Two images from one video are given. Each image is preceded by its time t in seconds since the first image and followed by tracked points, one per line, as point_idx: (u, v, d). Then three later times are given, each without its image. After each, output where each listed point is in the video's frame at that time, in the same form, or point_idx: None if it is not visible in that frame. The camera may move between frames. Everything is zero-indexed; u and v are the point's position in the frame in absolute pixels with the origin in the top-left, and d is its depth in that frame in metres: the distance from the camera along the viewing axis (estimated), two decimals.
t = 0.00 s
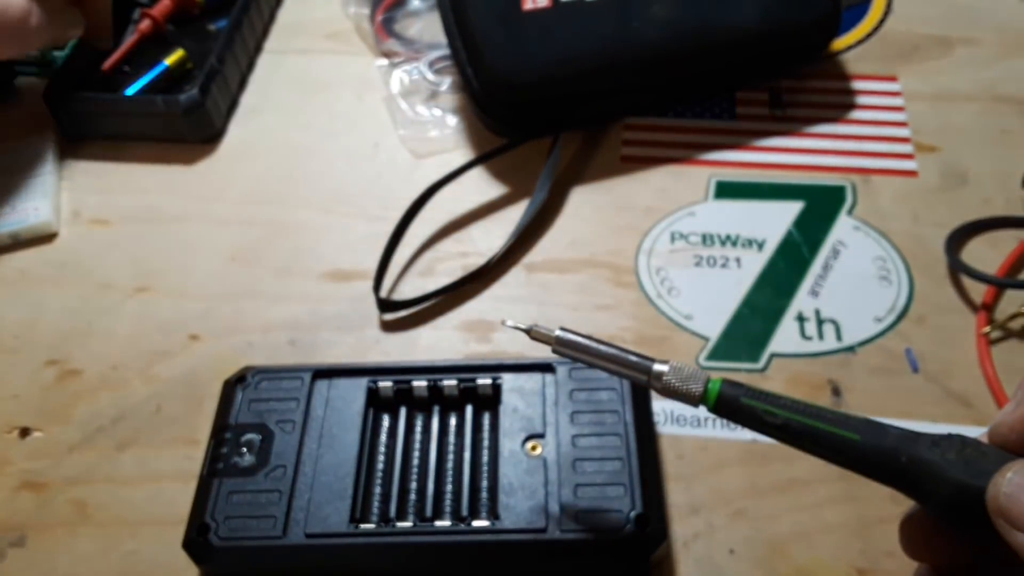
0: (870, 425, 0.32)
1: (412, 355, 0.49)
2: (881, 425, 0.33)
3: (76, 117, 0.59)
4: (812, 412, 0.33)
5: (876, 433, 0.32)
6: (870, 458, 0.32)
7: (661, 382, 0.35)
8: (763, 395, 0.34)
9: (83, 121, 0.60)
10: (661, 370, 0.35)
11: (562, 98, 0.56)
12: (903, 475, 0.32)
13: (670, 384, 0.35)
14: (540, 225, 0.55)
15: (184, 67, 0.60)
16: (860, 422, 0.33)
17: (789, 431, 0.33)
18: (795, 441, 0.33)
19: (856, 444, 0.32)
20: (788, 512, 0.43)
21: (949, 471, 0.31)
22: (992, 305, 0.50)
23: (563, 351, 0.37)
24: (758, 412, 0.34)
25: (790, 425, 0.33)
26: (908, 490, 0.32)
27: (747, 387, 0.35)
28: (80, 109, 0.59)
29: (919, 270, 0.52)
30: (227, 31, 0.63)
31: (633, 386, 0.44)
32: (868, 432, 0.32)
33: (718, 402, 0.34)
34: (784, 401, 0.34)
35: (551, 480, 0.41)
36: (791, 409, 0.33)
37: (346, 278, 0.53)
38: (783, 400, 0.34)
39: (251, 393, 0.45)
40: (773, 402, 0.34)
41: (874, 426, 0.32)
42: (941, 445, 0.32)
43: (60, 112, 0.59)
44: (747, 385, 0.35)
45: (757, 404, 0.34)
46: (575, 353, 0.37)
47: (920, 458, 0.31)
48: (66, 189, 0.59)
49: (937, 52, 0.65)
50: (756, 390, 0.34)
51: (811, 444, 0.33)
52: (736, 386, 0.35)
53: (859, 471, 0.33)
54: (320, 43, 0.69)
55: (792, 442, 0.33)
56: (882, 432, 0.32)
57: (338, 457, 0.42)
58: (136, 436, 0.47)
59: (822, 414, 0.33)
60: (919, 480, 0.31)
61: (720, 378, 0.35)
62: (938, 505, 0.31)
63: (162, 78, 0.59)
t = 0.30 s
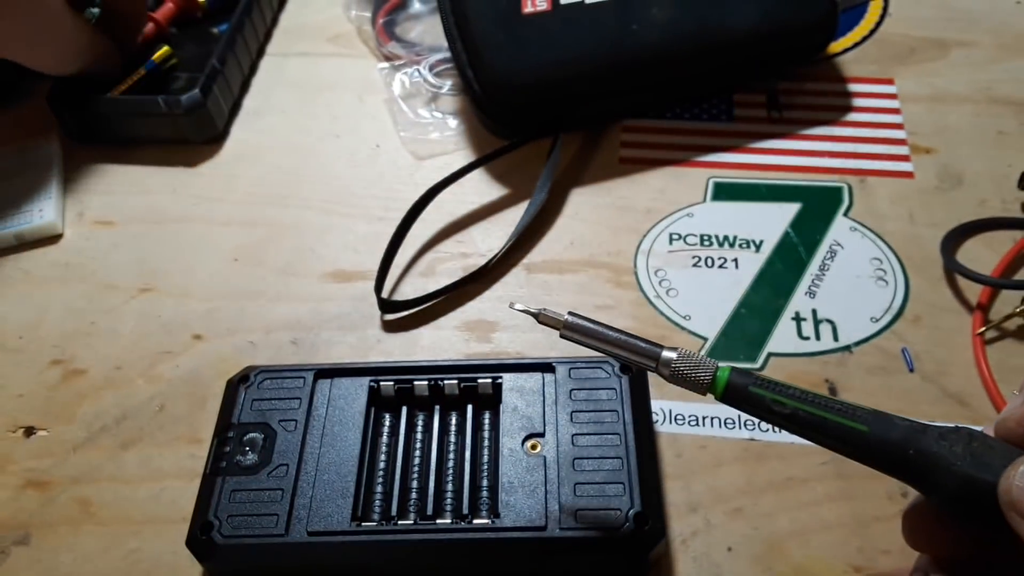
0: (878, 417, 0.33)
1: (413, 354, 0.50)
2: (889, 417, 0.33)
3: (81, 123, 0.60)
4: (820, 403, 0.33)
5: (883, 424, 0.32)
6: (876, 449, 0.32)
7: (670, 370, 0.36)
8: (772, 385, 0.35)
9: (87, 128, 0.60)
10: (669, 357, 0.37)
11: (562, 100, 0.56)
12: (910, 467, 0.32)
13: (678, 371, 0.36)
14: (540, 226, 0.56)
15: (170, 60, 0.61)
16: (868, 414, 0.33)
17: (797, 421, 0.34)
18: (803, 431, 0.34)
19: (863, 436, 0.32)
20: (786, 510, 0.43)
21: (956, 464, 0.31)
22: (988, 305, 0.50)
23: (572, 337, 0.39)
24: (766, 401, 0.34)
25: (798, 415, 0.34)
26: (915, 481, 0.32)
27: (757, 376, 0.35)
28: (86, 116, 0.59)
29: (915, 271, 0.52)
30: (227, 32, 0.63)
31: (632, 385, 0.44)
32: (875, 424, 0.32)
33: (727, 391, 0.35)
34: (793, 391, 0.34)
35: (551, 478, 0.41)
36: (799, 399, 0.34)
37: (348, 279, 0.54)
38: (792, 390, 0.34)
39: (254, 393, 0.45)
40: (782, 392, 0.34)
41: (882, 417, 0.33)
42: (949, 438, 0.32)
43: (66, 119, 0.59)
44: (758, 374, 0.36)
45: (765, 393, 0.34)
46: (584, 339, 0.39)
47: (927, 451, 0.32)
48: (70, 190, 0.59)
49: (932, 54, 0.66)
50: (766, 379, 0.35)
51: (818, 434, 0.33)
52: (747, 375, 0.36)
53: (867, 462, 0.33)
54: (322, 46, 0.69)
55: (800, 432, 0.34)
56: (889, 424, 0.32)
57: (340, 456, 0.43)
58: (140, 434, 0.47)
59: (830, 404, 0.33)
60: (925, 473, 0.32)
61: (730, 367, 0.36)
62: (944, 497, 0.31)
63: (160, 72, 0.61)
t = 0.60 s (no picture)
0: (895, 417, 0.33)
1: (413, 354, 0.50)
2: (906, 417, 0.33)
3: (80, 125, 0.60)
4: (836, 401, 0.34)
5: (900, 424, 0.33)
6: (892, 449, 0.33)
7: (684, 362, 0.40)
8: (787, 381, 0.36)
9: (86, 130, 0.60)
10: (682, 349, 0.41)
11: (561, 102, 0.57)
12: (926, 468, 0.32)
13: (691, 364, 0.40)
14: (540, 226, 0.56)
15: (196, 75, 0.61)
16: (884, 413, 0.33)
17: (813, 418, 0.34)
18: (819, 429, 0.34)
19: (879, 435, 0.33)
20: (783, 508, 0.44)
21: (974, 465, 0.31)
22: (984, 305, 0.51)
23: (583, 325, 0.47)
24: (782, 397, 0.35)
25: (814, 412, 0.34)
26: (931, 482, 0.32)
27: (773, 372, 0.36)
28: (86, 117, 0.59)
29: (912, 271, 0.53)
30: (227, 37, 0.63)
31: (631, 384, 0.45)
32: (892, 423, 0.33)
33: (742, 386, 0.37)
34: (809, 388, 0.35)
35: (551, 476, 0.42)
36: (816, 396, 0.35)
37: (349, 279, 0.54)
38: (808, 387, 0.35)
39: (256, 391, 0.46)
40: (798, 389, 0.35)
41: (899, 417, 0.33)
42: (967, 440, 0.32)
43: (66, 117, 0.60)
44: (774, 371, 0.37)
45: (782, 390, 0.35)
46: (593, 328, 0.47)
47: (944, 451, 0.32)
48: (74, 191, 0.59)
49: (929, 56, 0.66)
50: (782, 376, 0.36)
51: (834, 432, 0.34)
52: (762, 371, 0.37)
53: (882, 461, 0.33)
54: (324, 48, 0.70)
55: (815, 429, 0.35)
56: (906, 424, 0.33)
57: (342, 454, 0.43)
58: (143, 433, 0.47)
59: (846, 403, 0.34)
60: (942, 473, 0.32)
61: (745, 363, 0.37)
62: (961, 498, 0.31)
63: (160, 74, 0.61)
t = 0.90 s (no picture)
0: (914, 419, 0.33)
1: (413, 354, 0.50)
2: (925, 420, 0.32)
3: (80, 124, 0.60)
4: (852, 402, 0.34)
5: (919, 426, 0.32)
6: (909, 451, 0.32)
7: (698, 358, 0.44)
8: (804, 383, 0.36)
9: (86, 129, 0.60)
10: (695, 346, 0.46)
11: (563, 100, 0.57)
12: (943, 471, 0.31)
13: (704, 360, 0.44)
14: (540, 225, 0.56)
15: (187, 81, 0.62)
16: (903, 415, 0.33)
17: (827, 418, 0.35)
18: (836, 431, 0.35)
19: (896, 437, 0.32)
20: (784, 509, 0.43)
21: (991, 470, 0.29)
22: (985, 305, 0.51)
23: (590, 322, 0.50)
24: (797, 398, 0.36)
25: (830, 413, 0.35)
26: (948, 488, 0.31)
27: (791, 374, 0.37)
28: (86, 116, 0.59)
29: (912, 271, 0.53)
30: (227, 36, 0.63)
31: (631, 384, 0.45)
32: (910, 425, 0.32)
33: (756, 384, 0.38)
34: (825, 389, 0.35)
35: (551, 476, 0.42)
36: (831, 397, 0.35)
37: (348, 279, 0.54)
38: (825, 388, 0.36)
39: (256, 391, 0.46)
40: (813, 389, 0.36)
41: (918, 419, 0.33)
42: (987, 443, 0.30)
43: (64, 118, 0.59)
44: (793, 372, 0.38)
45: (796, 390, 0.36)
46: (604, 323, 0.50)
47: (961, 455, 0.30)
48: (73, 191, 0.59)
49: (930, 55, 0.66)
50: (800, 377, 0.37)
51: (851, 434, 0.34)
52: (779, 371, 0.38)
53: (901, 465, 0.33)
54: (324, 48, 0.70)
55: (833, 431, 0.35)
56: (925, 426, 0.32)
57: (342, 454, 0.43)
58: (142, 433, 0.47)
59: (863, 404, 0.34)
60: (959, 478, 0.30)
61: (762, 363, 0.38)
62: (978, 504, 0.30)
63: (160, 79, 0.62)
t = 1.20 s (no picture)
0: (919, 424, 0.32)
1: (413, 354, 0.50)
2: (930, 425, 0.32)
3: (80, 124, 0.60)
4: (857, 407, 0.33)
5: (927, 433, 0.31)
6: (914, 457, 0.31)
7: (700, 363, 0.41)
8: (807, 387, 0.34)
9: (86, 129, 0.60)
10: (699, 350, 0.42)
11: (563, 101, 0.57)
12: (948, 477, 0.31)
13: (706, 364, 0.41)
14: (540, 225, 0.56)
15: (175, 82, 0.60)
16: (908, 420, 0.32)
17: (831, 425, 0.33)
18: (839, 437, 0.33)
19: (903, 444, 0.32)
20: (784, 509, 0.43)
21: (997, 477, 0.30)
22: (985, 305, 0.51)
23: (590, 324, 0.50)
24: (801, 403, 0.34)
25: (834, 420, 0.33)
26: (953, 493, 0.31)
27: (790, 377, 0.35)
28: (87, 116, 0.59)
29: (912, 271, 0.53)
30: (226, 35, 0.63)
31: (631, 384, 0.45)
32: (916, 431, 0.32)
33: (758, 390, 0.35)
34: (829, 393, 0.34)
35: (551, 476, 0.42)
36: (835, 402, 0.33)
37: (348, 279, 0.54)
38: (828, 392, 0.34)
39: (256, 391, 0.46)
40: (816, 394, 0.34)
41: (924, 425, 0.32)
42: (993, 450, 0.30)
43: (64, 117, 0.59)
44: (792, 374, 0.35)
45: (798, 395, 0.34)
46: (602, 326, 0.50)
47: (968, 461, 0.30)
48: (73, 190, 0.59)
49: (930, 56, 0.66)
50: (800, 380, 0.35)
51: (855, 440, 0.33)
52: (780, 375, 0.35)
53: (903, 471, 0.32)
54: (324, 48, 0.70)
55: (834, 437, 0.33)
56: (930, 432, 0.31)
57: (342, 454, 0.43)
58: (142, 433, 0.47)
59: (868, 409, 0.33)
60: (965, 484, 0.30)
61: (763, 366, 0.36)
62: (983, 509, 0.30)
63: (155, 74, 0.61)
